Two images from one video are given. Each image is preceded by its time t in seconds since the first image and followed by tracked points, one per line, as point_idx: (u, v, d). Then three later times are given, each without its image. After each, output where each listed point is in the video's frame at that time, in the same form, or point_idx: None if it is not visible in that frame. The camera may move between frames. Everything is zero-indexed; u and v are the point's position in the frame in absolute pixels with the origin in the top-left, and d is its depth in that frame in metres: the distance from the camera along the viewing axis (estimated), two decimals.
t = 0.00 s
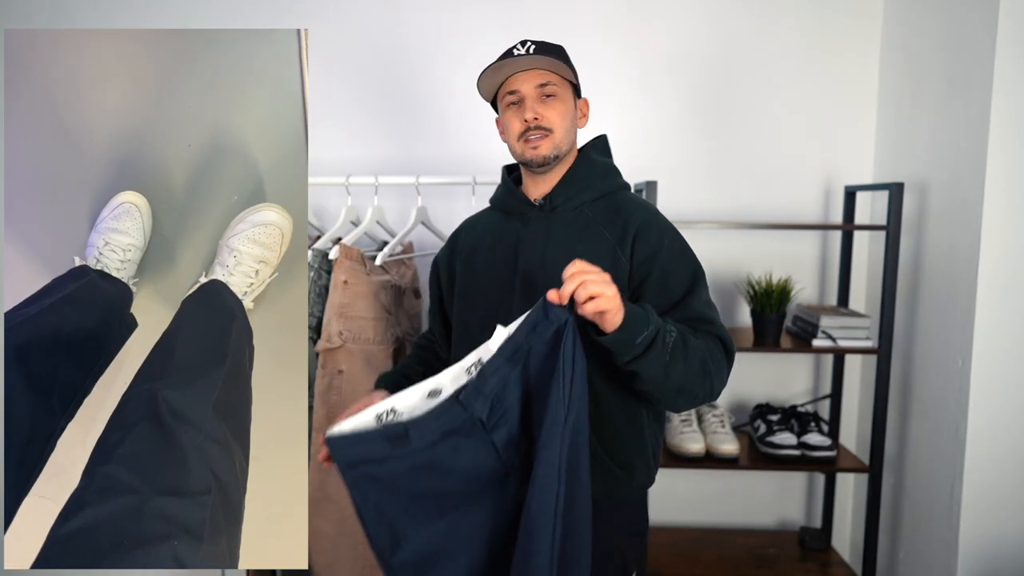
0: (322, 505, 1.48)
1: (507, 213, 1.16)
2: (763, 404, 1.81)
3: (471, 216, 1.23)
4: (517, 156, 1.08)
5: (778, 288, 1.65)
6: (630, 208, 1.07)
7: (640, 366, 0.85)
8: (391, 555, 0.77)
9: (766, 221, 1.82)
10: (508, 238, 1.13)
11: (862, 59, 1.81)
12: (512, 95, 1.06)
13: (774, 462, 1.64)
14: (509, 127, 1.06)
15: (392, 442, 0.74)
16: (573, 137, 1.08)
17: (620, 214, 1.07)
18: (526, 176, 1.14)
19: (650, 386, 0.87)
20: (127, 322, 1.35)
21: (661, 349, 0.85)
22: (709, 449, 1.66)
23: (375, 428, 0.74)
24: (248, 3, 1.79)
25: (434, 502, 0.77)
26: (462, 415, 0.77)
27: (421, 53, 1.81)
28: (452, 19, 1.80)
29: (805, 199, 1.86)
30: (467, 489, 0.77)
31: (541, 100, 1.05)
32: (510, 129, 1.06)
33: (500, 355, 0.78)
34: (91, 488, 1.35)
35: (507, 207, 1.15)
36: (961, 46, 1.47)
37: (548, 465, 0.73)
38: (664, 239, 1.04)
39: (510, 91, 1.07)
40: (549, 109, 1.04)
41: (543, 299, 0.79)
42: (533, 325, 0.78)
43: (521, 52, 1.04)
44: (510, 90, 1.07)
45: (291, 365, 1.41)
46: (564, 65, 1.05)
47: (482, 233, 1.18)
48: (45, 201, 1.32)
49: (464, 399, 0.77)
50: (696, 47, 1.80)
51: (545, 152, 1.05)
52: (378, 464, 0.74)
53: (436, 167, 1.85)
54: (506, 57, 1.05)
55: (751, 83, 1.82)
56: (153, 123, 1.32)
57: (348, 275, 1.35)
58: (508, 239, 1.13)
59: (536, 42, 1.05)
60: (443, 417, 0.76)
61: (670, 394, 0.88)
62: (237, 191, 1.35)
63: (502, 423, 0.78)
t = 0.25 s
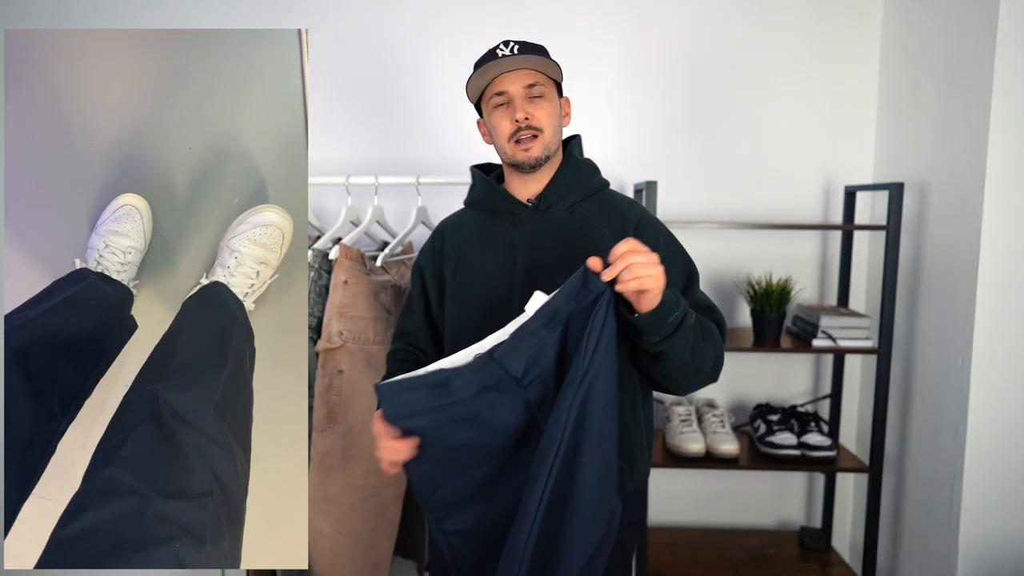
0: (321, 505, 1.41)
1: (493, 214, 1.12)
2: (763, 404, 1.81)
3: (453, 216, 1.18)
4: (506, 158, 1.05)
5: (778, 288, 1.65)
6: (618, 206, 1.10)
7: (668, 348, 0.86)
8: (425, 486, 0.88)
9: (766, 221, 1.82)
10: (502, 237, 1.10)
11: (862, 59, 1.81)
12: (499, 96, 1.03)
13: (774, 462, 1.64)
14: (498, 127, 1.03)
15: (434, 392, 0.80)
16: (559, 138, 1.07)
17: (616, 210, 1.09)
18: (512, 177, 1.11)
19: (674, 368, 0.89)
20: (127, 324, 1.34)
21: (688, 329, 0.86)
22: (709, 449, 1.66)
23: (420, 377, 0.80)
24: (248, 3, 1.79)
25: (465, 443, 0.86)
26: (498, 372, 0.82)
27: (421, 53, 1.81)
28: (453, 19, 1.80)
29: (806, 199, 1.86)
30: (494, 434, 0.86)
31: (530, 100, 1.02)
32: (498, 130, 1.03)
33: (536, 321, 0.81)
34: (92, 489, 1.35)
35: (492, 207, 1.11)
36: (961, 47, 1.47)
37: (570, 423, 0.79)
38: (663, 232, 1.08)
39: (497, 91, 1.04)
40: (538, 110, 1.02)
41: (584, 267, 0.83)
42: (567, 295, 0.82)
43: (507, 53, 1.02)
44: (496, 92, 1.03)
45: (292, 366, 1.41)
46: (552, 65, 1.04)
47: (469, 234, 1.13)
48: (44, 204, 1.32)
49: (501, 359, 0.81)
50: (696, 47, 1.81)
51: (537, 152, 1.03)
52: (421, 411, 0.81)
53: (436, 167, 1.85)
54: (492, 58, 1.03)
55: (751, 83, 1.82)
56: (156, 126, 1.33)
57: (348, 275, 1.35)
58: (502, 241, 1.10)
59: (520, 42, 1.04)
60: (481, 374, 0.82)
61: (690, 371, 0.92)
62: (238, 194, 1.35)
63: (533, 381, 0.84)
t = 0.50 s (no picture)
0: (322, 507, 1.35)
1: (479, 213, 1.07)
2: (763, 404, 1.81)
3: (432, 215, 1.11)
4: (499, 158, 1.01)
5: (779, 288, 1.65)
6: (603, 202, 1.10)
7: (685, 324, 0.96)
8: (467, 448, 0.88)
9: (766, 221, 1.82)
10: (495, 235, 1.05)
11: (862, 59, 1.81)
12: (492, 96, 1.01)
13: (774, 461, 1.64)
14: (492, 127, 1.00)
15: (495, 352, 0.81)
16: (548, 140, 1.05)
17: (604, 207, 1.09)
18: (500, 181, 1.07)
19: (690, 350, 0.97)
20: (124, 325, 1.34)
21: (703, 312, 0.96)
22: (709, 449, 1.66)
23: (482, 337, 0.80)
24: (248, 3, 1.79)
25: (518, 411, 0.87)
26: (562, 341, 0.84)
27: (421, 53, 1.81)
28: (453, 19, 1.80)
29: (806, 199, 1.86)
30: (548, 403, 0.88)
31: (523, 100, 1.01)
32: (493, 129, 1.00)
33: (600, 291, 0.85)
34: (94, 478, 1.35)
35: (479, 205, 1.07)
36: (961, 46, 1.47)
37: (629, 388, 0.85)
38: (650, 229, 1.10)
39: (489, 91, 1.01)
40: (533, 109, 1.00)
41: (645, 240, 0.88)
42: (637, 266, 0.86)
43: (500, 51, 1.00)
44: (489, 92, 1.01)
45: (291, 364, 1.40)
46: (544, 63, 1.03)
47: (455, 234, 1.07)
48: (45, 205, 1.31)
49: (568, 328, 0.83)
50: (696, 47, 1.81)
51: (534, 150, 1.00)
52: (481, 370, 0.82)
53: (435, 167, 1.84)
54: (483, 56, 1.00)
55: (751, 83, 1.82)
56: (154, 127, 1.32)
57: (348, 275, 1.36)
58: (496, 240, 1.05)
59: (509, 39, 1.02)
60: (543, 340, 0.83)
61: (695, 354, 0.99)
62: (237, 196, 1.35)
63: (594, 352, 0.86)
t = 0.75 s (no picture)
0: (320, 508, 1.35)
1: (465, 213, 1.03)
2: (763, 404, 1.81)
3: (411, 213, 1.04)
4: (480, 159, 0.99)
5: (779, 288, 1.65)
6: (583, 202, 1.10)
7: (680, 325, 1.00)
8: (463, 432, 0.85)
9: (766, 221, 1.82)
10: (484, 235, 1.02)
11: (862, 59, 1.81)
12: (475, 96, 0.98)
13: (774, 461, 1.63)
14: (473, 130, 0.98)
15: (520, 329, 0.78)
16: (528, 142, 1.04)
17: (583, 203, 1.09)
18: (477, 179, 1.05)
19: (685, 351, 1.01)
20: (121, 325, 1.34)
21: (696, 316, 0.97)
22: (709, 449, 1.66)
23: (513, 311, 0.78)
24: (248, 3, 1.79)
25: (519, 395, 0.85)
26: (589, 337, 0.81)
27: (421, 53, 1.81)
28: (452, 18, 1.80)
29: (806, 199, 1.86)
30: (551, 391, 0.85)
31: (506, 102, 0.99)
32: (475, 132, 0.98)
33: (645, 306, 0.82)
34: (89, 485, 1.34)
35: (466, 204, 1.03)
36: (961, 46, 1.47)
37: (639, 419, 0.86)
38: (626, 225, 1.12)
39: (472, 92, 0.98)
40: (516, 110, 0.99)
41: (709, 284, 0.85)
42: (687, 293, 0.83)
43: (483, 51, 0.97)
44: (472, 92, 0.98)
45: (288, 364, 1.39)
46: (528, 65, 1.01)
47: (442, 233, 1.02)
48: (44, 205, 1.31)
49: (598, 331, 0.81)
50: (696, 47, 1.81)
51: (516, 154, 0.99)
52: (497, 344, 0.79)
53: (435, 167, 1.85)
54: (465, 55, 0.97)
55: (751, 83, 1.82)
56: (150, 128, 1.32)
57: (348, 275, 1.35)
58: (487, 242, 1.01)
59: (491, 38, 0.99)
60: (570, 332, 0.80)
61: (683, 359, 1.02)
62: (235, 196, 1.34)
63: (613, 356, 0.84)
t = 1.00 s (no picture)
0: (321, 506, 1.35)
1: (455, 215, 1.03)
2: (763, 404, 1.81)
3: (400, 218, 1.02)
4: (467, 159, 0.99)
5: (778, 288, 1.65)
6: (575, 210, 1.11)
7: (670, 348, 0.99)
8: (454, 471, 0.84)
9: (766, 220, 1.82)
10: (477, 239, 1.01)
11: (862, 59, 1.81)
12: (460, 95, 0.98)
13: (774, 461, 1.63)
14: (459, 128, 0.98)
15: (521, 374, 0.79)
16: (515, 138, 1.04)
17: (570, 206, 1.09)
18: (466, 180, 1.05)
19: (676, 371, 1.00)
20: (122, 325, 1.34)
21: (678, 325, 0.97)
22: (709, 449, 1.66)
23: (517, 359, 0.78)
24: (248, 3, 1.79)
25: (512, 441, 0.87)
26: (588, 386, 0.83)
27: (421, 53, 1.81)
28: (451, 19, 1.80)
29: (806, 199, 1.86)
30: (546, 436, 0.87)
31: (491, 99, 0.99)
32: (460, 131, 0.97)
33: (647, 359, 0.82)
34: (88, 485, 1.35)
35: (456, 207, 1.02)
36: (961, 46, 1.47)
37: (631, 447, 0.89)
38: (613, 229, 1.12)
39: (456, 91, 0.98)
40: (502, 108, 0.98)
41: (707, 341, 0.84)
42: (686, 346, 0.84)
43: (466, 47, 0.97)
44: (457, 90, 0.98)
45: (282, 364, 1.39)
46: (513, 61, 1.01)
47: (433, 238, 1.01)
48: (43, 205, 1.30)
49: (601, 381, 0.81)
50: (695, 48, 1.81)
51: (503, 152, 0.99)
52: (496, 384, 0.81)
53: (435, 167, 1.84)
54: (448, 52, 0.97)
55: (751, 82, 1.82)
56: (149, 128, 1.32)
57: (348, 275, 1.36)
58: (478, 246, 1.01)
59: (475, 34, 0.99)
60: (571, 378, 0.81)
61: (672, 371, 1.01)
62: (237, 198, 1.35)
63: (610, 404, 0.86)
